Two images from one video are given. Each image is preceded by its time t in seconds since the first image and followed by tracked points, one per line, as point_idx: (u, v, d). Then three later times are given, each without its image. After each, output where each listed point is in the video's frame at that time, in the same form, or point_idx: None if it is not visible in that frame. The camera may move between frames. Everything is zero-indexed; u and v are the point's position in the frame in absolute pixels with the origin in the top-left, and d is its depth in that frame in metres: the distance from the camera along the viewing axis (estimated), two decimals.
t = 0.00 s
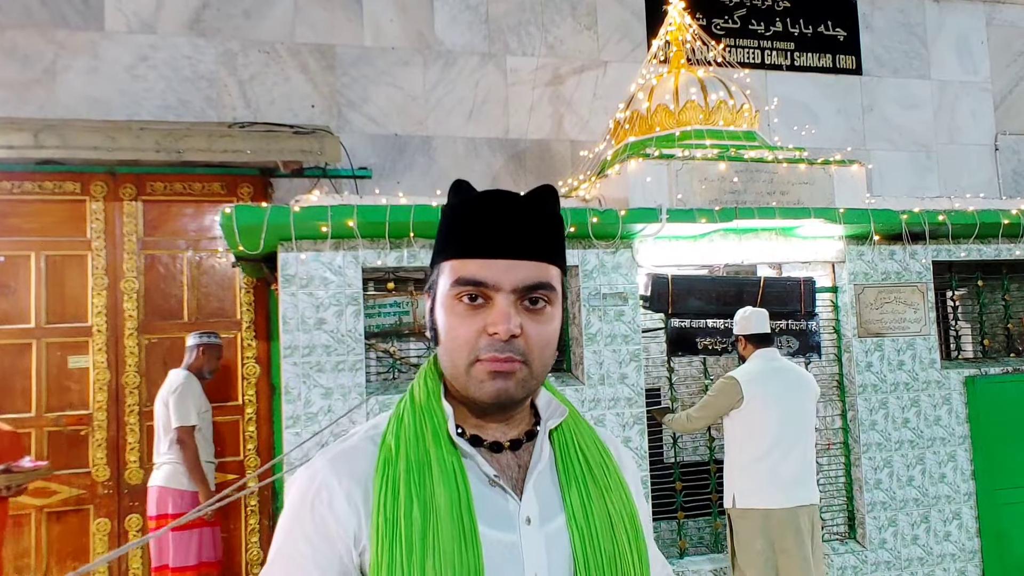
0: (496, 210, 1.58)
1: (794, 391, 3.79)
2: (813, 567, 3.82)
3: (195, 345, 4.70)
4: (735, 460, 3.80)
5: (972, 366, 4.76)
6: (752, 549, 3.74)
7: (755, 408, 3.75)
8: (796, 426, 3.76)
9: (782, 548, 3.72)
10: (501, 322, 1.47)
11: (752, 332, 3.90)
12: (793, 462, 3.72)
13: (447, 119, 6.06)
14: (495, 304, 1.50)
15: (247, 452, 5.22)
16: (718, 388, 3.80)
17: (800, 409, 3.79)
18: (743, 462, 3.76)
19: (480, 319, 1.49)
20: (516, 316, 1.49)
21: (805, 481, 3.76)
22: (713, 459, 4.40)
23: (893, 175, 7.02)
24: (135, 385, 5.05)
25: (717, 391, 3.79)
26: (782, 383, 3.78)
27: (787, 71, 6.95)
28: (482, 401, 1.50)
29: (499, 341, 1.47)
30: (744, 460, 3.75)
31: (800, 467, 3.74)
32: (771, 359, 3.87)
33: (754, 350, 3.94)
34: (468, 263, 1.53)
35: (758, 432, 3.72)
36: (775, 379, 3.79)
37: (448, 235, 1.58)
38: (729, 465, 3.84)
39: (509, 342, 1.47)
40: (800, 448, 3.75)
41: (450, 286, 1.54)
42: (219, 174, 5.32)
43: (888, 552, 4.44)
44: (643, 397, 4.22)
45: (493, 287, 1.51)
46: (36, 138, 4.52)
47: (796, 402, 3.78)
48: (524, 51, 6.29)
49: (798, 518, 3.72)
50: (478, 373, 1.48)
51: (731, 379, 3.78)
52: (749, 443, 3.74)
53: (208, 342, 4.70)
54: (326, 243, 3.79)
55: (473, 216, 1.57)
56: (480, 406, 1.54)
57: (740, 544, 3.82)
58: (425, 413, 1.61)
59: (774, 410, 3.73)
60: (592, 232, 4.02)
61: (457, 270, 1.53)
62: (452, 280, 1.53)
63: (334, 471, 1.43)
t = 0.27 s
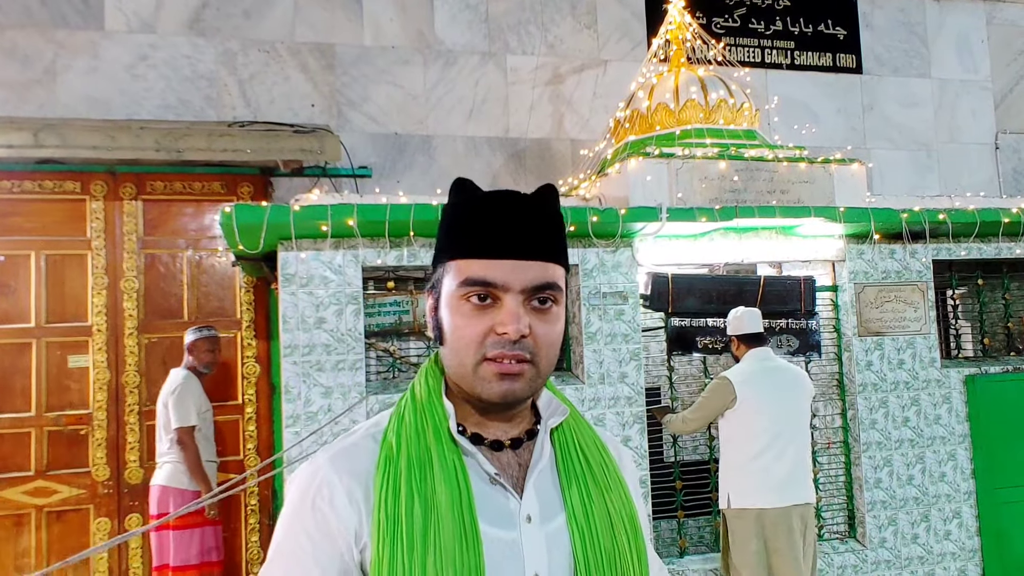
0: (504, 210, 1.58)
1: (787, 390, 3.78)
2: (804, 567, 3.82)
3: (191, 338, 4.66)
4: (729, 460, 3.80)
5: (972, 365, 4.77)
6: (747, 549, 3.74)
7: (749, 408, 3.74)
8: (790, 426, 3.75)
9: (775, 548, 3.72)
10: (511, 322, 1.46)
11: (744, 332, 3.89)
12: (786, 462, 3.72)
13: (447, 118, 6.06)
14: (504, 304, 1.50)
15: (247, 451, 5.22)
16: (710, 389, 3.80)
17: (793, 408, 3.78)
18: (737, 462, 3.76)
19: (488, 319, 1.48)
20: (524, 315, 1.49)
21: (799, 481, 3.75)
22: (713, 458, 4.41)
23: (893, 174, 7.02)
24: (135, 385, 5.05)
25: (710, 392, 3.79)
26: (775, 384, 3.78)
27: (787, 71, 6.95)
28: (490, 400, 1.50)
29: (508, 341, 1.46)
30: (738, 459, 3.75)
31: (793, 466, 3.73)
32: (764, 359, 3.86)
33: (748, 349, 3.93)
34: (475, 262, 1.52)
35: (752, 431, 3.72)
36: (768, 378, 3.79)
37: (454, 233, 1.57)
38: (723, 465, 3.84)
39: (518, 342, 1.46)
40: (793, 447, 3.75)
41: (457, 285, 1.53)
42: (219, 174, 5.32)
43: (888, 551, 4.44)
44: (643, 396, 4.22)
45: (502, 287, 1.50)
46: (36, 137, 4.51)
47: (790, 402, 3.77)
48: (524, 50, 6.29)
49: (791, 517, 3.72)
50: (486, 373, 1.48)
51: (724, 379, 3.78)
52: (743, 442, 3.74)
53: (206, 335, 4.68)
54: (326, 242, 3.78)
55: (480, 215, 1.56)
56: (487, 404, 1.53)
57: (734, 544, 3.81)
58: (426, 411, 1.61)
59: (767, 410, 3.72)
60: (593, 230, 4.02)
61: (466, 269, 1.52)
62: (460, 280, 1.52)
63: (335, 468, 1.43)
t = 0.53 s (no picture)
0: (506, 211, 1.58)
1: (782, 390, 3.78)
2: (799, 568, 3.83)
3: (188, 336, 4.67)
4: (724, 459, 3.80)
5: (971, 363, 4.77)
6: (742, 549, 3.74)
7: (744, 407, 3.74)
8: (784, 426, 3.75)
9: (769, 548, 3.72)
10: (523, 325, 1.47)
11: (739, 332, 3.90)
12: (782, 461, 3.71)
13: (446, 117, 6.06)
14: (513, 307, 1.49)
15: (247, 451, 5.22)
16: (705, 390, 3.80)
17: (788, 408, 3.78)
18: (733, 462, 3.76)
19: (498, 322, 1.48)
20: (533, 318, 1.50)
21: (794, 481, 3.75)
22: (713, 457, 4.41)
23: (892, 173, 7.02)
24: (134, 384, 5.05)
25: (705, 392, 3.80)
26: (771, 384, 3.78)
27: (786, 70, 6.95)
28: (497, 403, 1.49)
29: (519, 344, 1.46)
30: (733, 459, 3.76)
31: (788, 466, 3.73)
32: (760, 359, 3.86)
33: (743, 349, 3.92)
34: (481, 263, 1.50)
35: (747, 431, 3.72)
36: (763, 378, 3.79)
37: (455, 235, 1.54)
38: (719, 465, 3.84)
39: (529, 344, 1.47)
40: (789, 446, 3.75)
41: (462, 288, 1.50)
42: (218, 173, 5.32)
43: (887, 550, 4.44)
44: (642, 396, 4.22)
45: (510, 289, 1.50)
46: (35, 137, 4.51)
47: (786, 402, 3.78)
48: (523, 49, 6.29)
49: (786, 517, 3.72)
50: (494, 376, 1.47)
51: (719, 379, 3.78)
52: (739, 442, 3.74)
53: (200, 332, 4.70)
54: (325, 241, 3.78)
55: (484, 216, 1.55)
56: (489, 406, 1.53)
57: (729, 544, 3.81)
58: (417, 411, 1.60)
59: (763, 410, 3.72)
60: (592, 230, 4.02)
61: (472, 271, 1.50)
62: (465, 283, 1.50)
63: (325, 471, 1.43)
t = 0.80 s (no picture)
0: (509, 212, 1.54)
1: (779, 390, 3.78)
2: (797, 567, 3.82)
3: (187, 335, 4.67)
4: (721, 459, 3.80)
5: (969, 363, 4.77)
6: (739, 549, 3.74)
7: (741, 407, 3.74)
8: (781, 426, 3.75)
9: (767, 547, 3.72)
10: (536, 330, 1.46)
11: (736, 332, 3.90)
12: (778, 461, 3.71)
13: (445, 117, 6.06)
14: (524, 311, 1.47)
15: (245, 451, 5.21)
16: (702, 390, 3.80)
17: (784, 408, 3.77)
18: (730, 462, 3.76)
19: (509, 325, 1.46)
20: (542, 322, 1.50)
21: (791, 481, 3.76)
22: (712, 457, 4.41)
23: (890, 172, 7.03)
24: (132, 385, 5.05)
25: (701, 392, 3.80)
26: (768, 384, 3.78)
27: (784, 69, 6.95)
28: (500, 408, 1.48)
29: (530, 348, 1.46)
30: (729, 459, 3.76)
31: (785, 466, 3.73)
32: (757, 359, 3.85)
33: (740, 349, 3.92)
34: (489, 263, 1.46)
35: (744, 431, 3.72)
36: (761, 379, 3.79)
37: (463, 234, 1.48)
38: (716, 464, 3.84)
39: (538, 349, 1.48)
40: (786, 446, 3.75)
41: (475, 289, 1.45)
42: (217, 173, 5.32)
43: (886, 549, 4.44)
44: (641, 395, 4.22)
45: (523, 292, 1.48)
46: (33, 137, 4.51)
47: (783, 401, 3.78)
48: (522, 49, 6.29)
49: (784, 516, 3.73)
50: (500, 382, 1.46)
51: (715, 380, 3.78)
52: (735, 442, 3.74)
53: (201, 330, 4.71)
54: (324, 241, 3.78)
55: (491, 216, 1.51)
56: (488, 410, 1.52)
57: (726, 544, 3.82)
58: (402, 416, 1.57)
59: (760, 410, 3.72)
60: (590, 229, 4.01)
61: (485, 273, 1.45)
62: (479, 284, 1.45)
63: (309, 483, 1.38)
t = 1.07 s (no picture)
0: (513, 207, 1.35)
1: (777, 390, 3.78)
2: (796, 566, 3.82)
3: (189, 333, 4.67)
4: (720, 458, 3.80)
5: (968, 363, 4.78)
6: (738, 548, 3.74)
7: (739, 408, 3.74)
8: (779, 426, 3.75)
9: (765, 546, 3.72)
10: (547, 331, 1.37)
11: (733, 331, 3.90)
12: (776, 460, 3.72)
13: (443, 117, 6.05)
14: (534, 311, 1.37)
15: (244, 451, 5.21)
16: (701, 390, 3.81)
17: (783, 408, 3.77)
18: (728, 461, 3.76)
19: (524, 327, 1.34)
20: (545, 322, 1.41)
21: (789, 480, 3.76)
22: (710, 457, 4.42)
23: (889, 172, 7.03)
24: (131, 385, 5.05)
25: (699, 392, 3.80)
26: (766, 384, 3.78)
27: (783, 69, 6.95)
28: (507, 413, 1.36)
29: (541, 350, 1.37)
30: (727, 458, 3.76)
31: (783, 465, 3.73)
32: (755, 358, 3.85)
33: (738, 349, 3.92)
34: (504, 264, 1.32)
35: (742, 430, 3.73)
36: (759, 379, 3.79)
37: (475, 229, 1.29)
38: (715, 464, 3.85)
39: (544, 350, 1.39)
40: (784, 445, 3.75)
41: (496, 288, 1.30)
42: (215, 173, 5.31)
43: (884, 548, 4.44)
44: (639, 395, 4.21)
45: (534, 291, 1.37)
46: (31, 137, 4.50)
47: (782, 401, 3.78)
48: (520, 48, 6.29)
49: (782, 515, 3.73)
50: (513, 388, 1.33)
51: (713, 380, 3.79)
52: (734, 442, 3.74)
53: (204, 329, 4.71)
54: (323, 241, 3.78)
55: (497, 212, 1.32)
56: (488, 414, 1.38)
57: (725, 543, 3.82)
58: (386, 420, 1.29)
59: (758, 410, 3.72)
60: (588, 229, 4.01)
61: (506, 272, 1.31)
62: (500, 284, 1.30)
63: (297, 505, 1.10)
